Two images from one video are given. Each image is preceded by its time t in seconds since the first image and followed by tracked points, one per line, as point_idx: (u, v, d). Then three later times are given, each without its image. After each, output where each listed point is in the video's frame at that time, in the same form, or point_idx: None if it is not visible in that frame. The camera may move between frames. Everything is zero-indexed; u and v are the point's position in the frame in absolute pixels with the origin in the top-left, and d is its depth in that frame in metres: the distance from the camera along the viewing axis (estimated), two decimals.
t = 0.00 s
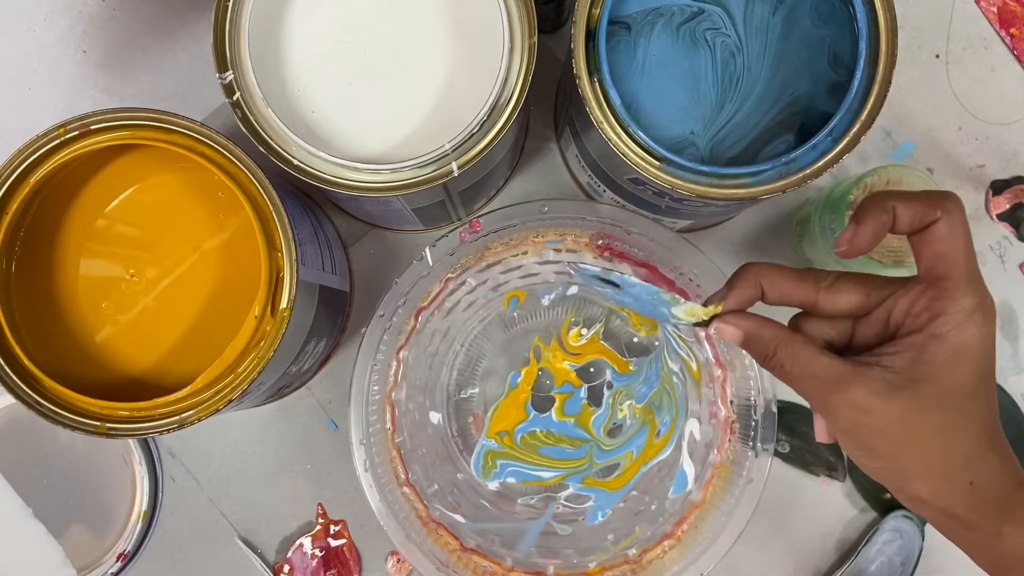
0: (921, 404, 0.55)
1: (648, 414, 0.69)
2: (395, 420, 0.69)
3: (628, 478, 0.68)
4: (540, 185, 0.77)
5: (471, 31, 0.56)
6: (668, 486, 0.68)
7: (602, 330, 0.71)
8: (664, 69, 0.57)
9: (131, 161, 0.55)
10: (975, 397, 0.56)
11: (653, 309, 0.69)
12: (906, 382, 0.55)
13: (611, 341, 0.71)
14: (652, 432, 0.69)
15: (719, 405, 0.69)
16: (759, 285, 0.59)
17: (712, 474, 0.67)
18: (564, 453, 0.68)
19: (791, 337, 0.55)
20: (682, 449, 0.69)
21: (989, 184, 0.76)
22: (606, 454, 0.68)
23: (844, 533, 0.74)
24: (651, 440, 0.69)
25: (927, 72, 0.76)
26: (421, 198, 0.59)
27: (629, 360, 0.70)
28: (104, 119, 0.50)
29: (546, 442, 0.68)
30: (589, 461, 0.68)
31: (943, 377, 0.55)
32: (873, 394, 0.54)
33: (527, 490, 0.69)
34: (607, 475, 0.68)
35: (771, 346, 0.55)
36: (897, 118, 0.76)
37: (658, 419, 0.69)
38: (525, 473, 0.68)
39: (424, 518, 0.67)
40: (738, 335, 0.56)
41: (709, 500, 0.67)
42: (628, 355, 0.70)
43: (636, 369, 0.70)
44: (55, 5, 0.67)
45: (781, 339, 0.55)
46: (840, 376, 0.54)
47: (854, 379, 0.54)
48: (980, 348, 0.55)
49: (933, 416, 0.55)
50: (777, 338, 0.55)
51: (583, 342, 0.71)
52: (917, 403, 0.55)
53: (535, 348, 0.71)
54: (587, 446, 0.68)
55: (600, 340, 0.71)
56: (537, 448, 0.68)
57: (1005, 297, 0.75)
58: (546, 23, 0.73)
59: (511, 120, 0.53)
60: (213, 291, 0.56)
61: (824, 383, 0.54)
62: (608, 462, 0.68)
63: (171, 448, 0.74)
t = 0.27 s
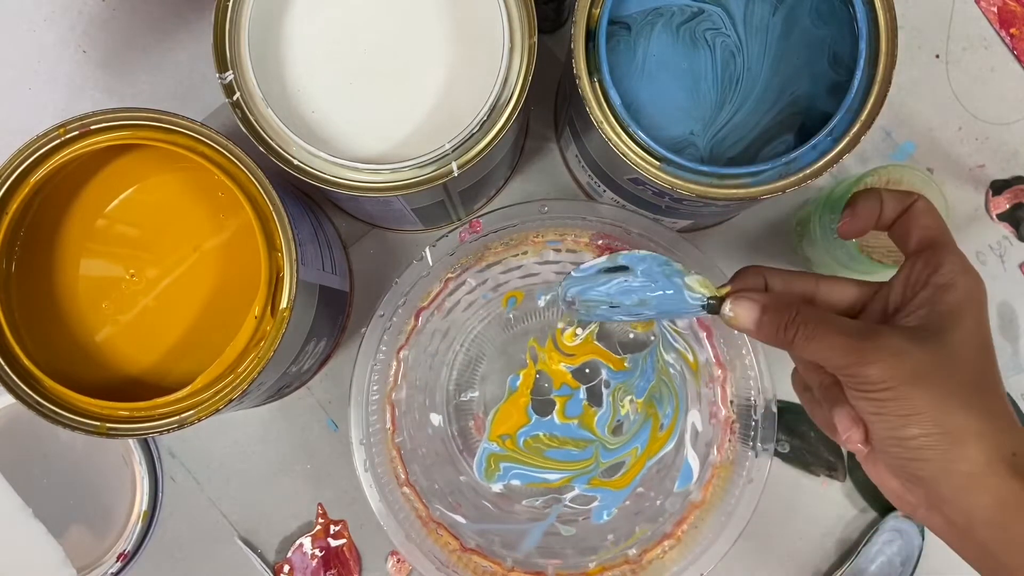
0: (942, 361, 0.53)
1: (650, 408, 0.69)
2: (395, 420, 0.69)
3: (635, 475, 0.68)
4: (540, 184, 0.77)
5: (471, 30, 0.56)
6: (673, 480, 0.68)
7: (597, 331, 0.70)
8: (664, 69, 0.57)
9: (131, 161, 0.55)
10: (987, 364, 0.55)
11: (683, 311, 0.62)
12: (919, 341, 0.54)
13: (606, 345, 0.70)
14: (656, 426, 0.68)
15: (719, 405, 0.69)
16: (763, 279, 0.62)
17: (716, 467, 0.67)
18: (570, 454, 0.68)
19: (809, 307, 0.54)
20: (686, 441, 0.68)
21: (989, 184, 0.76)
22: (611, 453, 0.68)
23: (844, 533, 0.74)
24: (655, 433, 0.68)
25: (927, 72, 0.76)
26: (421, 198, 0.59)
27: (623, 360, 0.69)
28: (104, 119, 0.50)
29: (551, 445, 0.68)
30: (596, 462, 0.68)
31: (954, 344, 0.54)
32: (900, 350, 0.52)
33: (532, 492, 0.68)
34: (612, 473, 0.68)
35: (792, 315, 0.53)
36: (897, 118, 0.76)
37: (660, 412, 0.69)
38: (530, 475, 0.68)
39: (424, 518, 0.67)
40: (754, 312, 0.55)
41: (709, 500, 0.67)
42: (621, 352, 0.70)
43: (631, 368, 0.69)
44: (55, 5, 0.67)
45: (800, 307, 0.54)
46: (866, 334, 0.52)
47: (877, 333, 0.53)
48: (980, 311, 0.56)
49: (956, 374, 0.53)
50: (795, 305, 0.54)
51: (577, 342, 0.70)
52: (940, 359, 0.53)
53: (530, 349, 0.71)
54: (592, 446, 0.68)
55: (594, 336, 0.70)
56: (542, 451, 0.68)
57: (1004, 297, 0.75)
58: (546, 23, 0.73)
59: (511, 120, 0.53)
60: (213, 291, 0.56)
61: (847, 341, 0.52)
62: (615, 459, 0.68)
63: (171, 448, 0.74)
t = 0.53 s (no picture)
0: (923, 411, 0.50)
1: (650, 403, 0.69)
2: (394, 420, 0.69)
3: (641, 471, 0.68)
4: (540, 185, 0.77)
5: (471, 31, 0.56)
6: (677, 473, 0.68)
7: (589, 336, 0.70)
8: (664, 70, 0.57)
9: (130, 161, 0.55)
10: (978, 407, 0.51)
11: (641, 325, 0.68)
12: (891, 391, 0.51)
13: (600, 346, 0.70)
14: (659, 420, 0.68)
15: (719, 405, 0.69)
16: (746, 306, 0.61)
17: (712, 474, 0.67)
18: (575, 455, 0.68)
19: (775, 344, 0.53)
20: (688, 434, 0.68)
21: (989, 184, 0.76)
22: (616, 451, 0.68)
23: (844, 533, 0.74)
24: (659, 428, 0.68)
25: (928, 72, 0.76)
26: (421, 198, 0.59)
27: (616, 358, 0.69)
28: (104, 119, 0.50)
29: (555, 447, 0.68)
30: (601, 461, 0.68)
31: (939, 384, 0.51)
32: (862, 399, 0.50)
33: (537, 492, 0.68)
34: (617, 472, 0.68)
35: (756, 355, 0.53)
36: (897, 118, 0.76)
37: (662, 406, 0.68)
38: (534, 476, 0.68)
39: (424, 517, 0.67)
40: (722, 345, 0.55)
41: (709, 500, 0.67)
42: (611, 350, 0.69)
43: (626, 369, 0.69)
44: (55, 5, 0.67)
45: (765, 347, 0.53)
46: (829, 385, 0.51)
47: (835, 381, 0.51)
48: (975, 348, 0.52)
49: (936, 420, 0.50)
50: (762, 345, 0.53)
51: (573, 344, 0.70)
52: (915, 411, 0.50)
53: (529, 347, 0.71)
54: (596, 446, 0.68)
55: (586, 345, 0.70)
56: (546, 454, 0.68)
57: (1004, 297, 0.75)
58: (546, 23, 0.73)
59: (511, 120, 0.53)
60: (213, 290, 0.56)
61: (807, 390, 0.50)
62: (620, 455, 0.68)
63: (171, 448, 0.74)
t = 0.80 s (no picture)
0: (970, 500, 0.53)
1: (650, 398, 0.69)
2: (395, 420, 0.69)
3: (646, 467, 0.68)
4: (540, 185, 0.77)
5: (471, 31, 0.56)
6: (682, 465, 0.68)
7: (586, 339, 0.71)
8: (664, 70, 0.57)
9: (130, 161, 0.55)
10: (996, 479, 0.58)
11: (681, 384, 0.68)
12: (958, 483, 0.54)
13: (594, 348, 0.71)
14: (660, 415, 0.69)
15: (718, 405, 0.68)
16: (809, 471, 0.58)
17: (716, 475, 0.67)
18: (579, 456, 0.69)
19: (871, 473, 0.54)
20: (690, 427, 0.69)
21: (989, 184, 0.76)
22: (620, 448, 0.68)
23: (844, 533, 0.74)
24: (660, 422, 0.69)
25: (927, 72, 0.76)
26: (421, 198, 0.59)
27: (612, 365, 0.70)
28: (104, 119, 0.50)
29: (558, 448, 0.69)
30: (605, 461, 0.68)
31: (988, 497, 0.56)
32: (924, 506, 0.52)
33: (541, 493, 0.69)
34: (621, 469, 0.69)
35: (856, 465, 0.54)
36: (897, 118, 0.76)
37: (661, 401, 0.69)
38: (537, 477, 0.68)
39: (424, 518, 0.67)
40: (825, 469, 0.54)
41: (709, 500, 0.66)
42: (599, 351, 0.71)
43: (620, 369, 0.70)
44: (55, 5, 0.67)
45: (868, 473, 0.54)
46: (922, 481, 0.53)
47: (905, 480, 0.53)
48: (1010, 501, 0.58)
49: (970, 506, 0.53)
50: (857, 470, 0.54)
51: (568, 346, 0.71)
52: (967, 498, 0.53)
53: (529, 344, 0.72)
54: (600, 446, 0.68)
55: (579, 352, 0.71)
56: (550, 455, 0.69)
57: (1005, 297, 0.75)
58: (546, 23, 0.73)
59: (511, 119, 0.53)
60: (213, 290, 0.56)
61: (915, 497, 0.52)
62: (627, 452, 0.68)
63: (171, 448, 0.74)
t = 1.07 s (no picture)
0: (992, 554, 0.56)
1: (650, 394, 0.69)
2: (395, 420, 0.69)
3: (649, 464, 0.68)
4: (540, 185, 0.77)
5: (471, 31, 0.56)
6: (686, 458, 0.68)
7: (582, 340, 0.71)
8: (664, 70, 0.57)
9: (130, 161, 0.55)
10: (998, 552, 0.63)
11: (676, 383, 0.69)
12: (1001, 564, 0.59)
13: (590, 348, 0.71)
14: (661, 410, 0.69)
15: (718, 405, 0.69)
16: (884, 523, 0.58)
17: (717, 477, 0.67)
18: (583, 456, 0.68)
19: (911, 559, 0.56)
20: (693, 421, 0.69)
21: (989, 184, 0.76)
22: (623, 447, 0.68)
23: (843, 533, 0.74)
24: (662, 418, 0.69)
25: (927, 72, 0.76)
26: (421, 198, 0.59)
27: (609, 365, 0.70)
28: (104, 119, 0.50)
29: (561, 450, 0.68)
30: (609, 460, 0.68)
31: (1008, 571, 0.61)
32: None
33: (545, 494, 0.68)
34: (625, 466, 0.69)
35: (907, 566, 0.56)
36: (897, 118, 0.76)
37: (662, 396, 0.69)
38: (541, 479, 0.68)
39: (424, 517, 0.67)
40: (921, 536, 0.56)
41: (709, 500, 0.67)
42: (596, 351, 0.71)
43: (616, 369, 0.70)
44: (55, 5, 0.67)
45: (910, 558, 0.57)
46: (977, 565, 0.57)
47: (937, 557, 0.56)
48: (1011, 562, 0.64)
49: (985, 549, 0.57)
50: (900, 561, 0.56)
51: (564, 347, 0.71)
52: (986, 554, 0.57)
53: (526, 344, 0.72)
54: (603, 446, 0.68)
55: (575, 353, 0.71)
56: (553, 456, 0.68)
57: (1005, 297, 0.75)
58: (545, 23, 0.73)
59: (511, 120, 0.53)
60: (213, 290, 0.56)
61: None
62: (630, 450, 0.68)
63: (171, 449, 0.74)
